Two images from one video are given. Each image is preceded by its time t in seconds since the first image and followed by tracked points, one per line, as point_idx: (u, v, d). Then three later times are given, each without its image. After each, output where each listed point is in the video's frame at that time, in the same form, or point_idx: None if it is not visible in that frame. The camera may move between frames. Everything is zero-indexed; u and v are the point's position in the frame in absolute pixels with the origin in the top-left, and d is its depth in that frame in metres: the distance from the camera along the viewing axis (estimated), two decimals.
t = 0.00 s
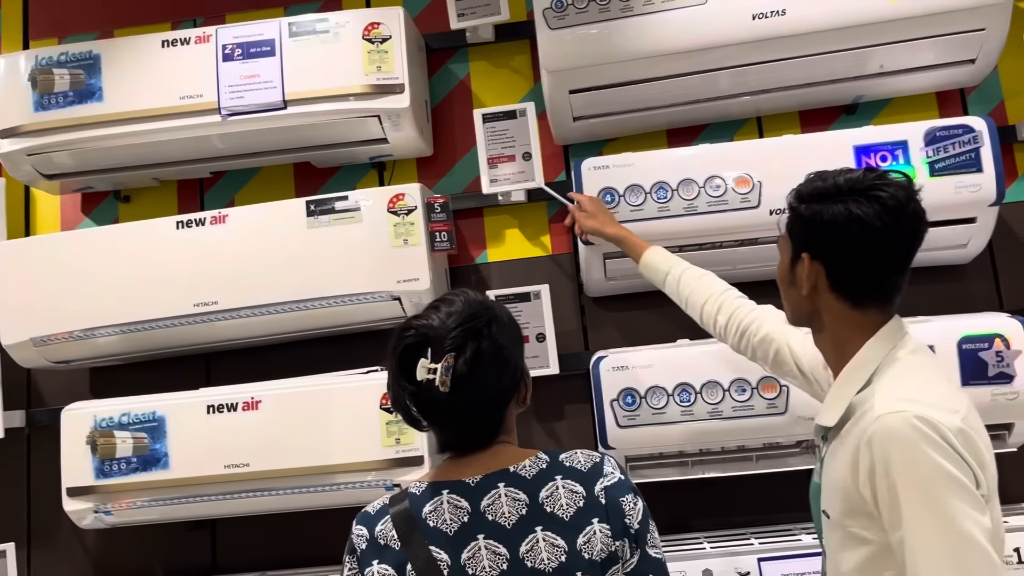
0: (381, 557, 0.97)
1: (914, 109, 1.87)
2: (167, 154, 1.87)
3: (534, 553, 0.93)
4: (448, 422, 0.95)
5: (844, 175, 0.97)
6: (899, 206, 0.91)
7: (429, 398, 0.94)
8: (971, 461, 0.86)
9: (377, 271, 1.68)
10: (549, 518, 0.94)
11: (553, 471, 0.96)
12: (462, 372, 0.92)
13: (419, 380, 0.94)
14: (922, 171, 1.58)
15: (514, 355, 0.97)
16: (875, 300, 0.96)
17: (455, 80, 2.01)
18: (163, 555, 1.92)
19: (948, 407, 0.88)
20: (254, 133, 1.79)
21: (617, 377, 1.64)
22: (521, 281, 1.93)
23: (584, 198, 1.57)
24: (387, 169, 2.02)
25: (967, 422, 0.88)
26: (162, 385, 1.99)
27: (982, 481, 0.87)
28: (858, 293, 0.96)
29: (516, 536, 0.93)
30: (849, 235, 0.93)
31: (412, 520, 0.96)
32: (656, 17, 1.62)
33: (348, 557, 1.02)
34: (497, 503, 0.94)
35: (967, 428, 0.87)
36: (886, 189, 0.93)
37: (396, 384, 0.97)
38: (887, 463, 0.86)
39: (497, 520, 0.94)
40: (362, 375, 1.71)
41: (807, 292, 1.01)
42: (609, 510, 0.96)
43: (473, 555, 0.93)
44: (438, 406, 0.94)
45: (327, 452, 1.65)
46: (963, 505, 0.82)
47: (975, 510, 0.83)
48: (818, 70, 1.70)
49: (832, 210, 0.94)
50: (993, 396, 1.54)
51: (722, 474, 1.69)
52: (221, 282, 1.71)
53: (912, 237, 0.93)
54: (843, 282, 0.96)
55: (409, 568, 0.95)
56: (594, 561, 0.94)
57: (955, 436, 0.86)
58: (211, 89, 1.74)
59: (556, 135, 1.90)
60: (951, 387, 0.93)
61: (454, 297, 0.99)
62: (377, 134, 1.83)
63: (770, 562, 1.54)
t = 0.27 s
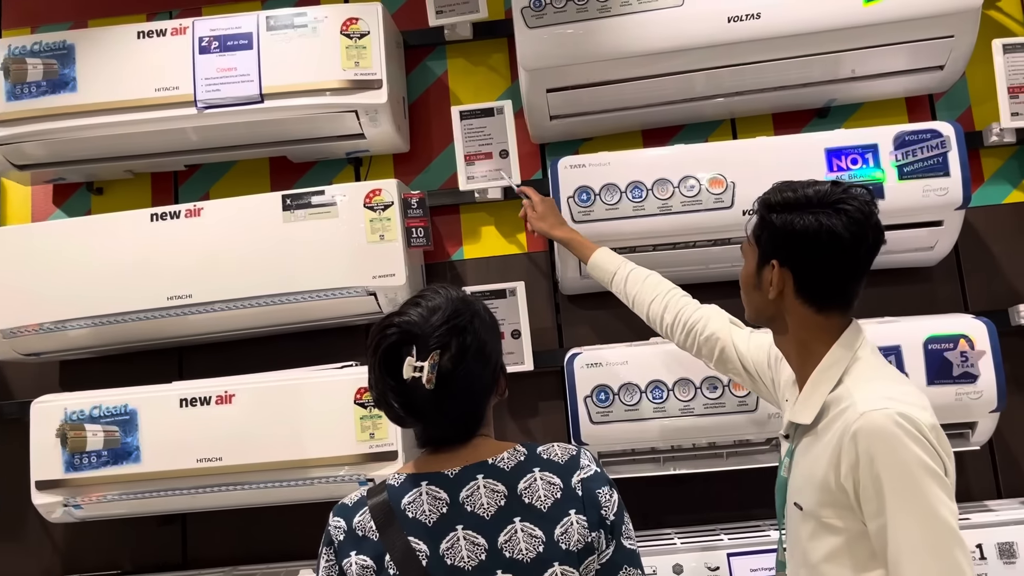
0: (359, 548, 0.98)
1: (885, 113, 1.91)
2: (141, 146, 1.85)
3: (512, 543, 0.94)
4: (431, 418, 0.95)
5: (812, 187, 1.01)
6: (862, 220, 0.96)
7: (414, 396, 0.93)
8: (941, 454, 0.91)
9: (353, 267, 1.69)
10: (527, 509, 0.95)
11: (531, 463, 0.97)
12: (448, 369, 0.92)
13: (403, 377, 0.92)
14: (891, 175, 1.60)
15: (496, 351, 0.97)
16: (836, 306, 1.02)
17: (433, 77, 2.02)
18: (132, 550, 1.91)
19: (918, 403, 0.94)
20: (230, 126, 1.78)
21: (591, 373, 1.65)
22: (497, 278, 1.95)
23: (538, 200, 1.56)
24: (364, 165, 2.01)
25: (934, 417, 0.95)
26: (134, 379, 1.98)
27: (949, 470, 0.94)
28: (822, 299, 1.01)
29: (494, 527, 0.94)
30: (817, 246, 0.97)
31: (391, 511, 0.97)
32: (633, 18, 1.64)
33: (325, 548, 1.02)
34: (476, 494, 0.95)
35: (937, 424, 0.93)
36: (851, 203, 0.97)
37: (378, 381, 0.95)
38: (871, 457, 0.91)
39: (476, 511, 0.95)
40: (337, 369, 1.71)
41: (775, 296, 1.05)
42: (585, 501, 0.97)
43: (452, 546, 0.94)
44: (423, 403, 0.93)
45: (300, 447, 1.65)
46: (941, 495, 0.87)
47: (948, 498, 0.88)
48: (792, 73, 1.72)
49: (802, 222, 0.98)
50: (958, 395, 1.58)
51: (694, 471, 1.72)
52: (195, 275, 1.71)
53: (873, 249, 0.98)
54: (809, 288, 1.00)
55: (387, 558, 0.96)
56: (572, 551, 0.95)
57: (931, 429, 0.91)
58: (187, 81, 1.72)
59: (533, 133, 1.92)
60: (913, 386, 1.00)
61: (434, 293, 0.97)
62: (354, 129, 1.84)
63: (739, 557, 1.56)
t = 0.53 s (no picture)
0: (334, 542, 0.95)
1: (860, 114, 1.93)
2: (115, 137, 1.83)
3: (489, 537, 0.93)
4: (409, 414, 0.93)
5: (790, 190, 1.01)
6: (838, 225, 0.97)
7: (392, 391, 0.91)
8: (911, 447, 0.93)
9: (329, 261, 1.68)
10: (504, 502, 0.94)
11: (508, 457, 0.96)
12: (428, 364, 0.90)
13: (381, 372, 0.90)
14: (866, 175, 1.62)
15: (475, 346, 0.95)
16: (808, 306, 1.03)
17: (412, 72, 2.01)
18: (102, 545, 1.89)
19: (887, 397, 0.96)
20: (206, 118, 1.77)
21: (567, 369, 1.66)
22: (476, 274, 1.94)
23: (508, 197, 1.61)
24: (342, 159, 2.00)
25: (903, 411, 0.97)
26: (106, 373, 1.96)
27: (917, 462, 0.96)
28: (795, 299, 1.01)
29: (470, 521, 0.93)
30: (793, 248, 0.98)
31: (367, 505, 0.95)
32: (613, 15, 1.64)
33: (299, 543, 0.98)
34: (453, 488, 0.94)
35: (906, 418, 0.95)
36: (827, 207, 0.98)
37: (354, 375, 0.93)
38: (846, 450, 0.91)
39: (453, 505, 0.94)
40: (313, 364, 1.70)
41: (747, 294, 1.05)
42: (562, 495, 0.96)
43: (428, 540, 0.93)
44: (402, 398, 0.91)
45: (275, 442, 1.64)
46: (913, 486, 0.88)
47: (918, 489, 0.89)
48: (769, 73, 1.74)
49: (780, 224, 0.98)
50: (928, 393, 1.60)
51: (669, 467, 1.72)
52: (170, 268, 1.69)
53: (846, 253, 0.99)
54: (782, 288, 1.01)
55: (364, 552, 0.94)
56: (548, 545, 0.94)
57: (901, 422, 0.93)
58: (163, 72, 1.71)
59: (512, 130, 1.92)
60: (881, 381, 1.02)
61: (413, 287, 0.95)
62: (332, 123, 1.83)
63: (713, 553, 1.56)
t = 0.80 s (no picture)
0: (314, 541, 0.95)
1: (841, 116, 1.94)
2: (96, 131, 1.82)
3: (468, 536, 0.92)
4: (391, 413, 0.92)
5: (779, 187, 1.01)
6: (823, 224, 0.98)
7: (373, 390, 0.91)
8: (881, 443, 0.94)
9: (311, 258, 1.67)
10: (484, 501, 0.93)
11: (489, 456, 0.96)
12: (409, 363, 0.89)
13: (363, 371, 0.90)
14: (847, 176, 1.63)
15: (457, 344, 0.95)
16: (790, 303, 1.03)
17: (395, 69, 2.01)
18: (80, 543, 1.88)
19: (859, 394, 0.96)
20: (187, 113, 1.76)
21: (549, 367, 1.66)
22: (459, 272, 1.94)
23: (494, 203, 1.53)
24: (325, 156, 2.00)
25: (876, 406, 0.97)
26: (85, 369, 1.94)
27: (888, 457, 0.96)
28: (777, 296, 1.02)
29: (450, 520, 0.93)
30: (778, 244, 0.98)
31: (346, 504, 0.94)
32: (597, 15, 1.64)
33: (279, 541, 0.99)
34: (433, 486, 0.93)
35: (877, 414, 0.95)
36: (814, 206, 0.98)
37: (336, 373, 0.92)
38: (814, 444, 0.92)
39: (432, 503, 0.93)
40: (294, 361, 1.69)
41: (730, 289, 1.05)
42: (542, 494, 0.95)
43: (408, 538, 0.92)
44: (383, 397, 0.91)
45: (255, 439, 1.64)
46: (880, 481, 0.89)
47: (886, 485, 0.90)
48: (752, 73, 1.74)
49: (766, 219, 0.98)
50: (907, 393, 1.61)
51: (650, 465, 1.73)
52: (149, 264, 1.68)
53: (829, 252, 1.00)
54: (765, 285, 1.01)
55: (343, 551, 0.93)
56: (528, 544, 0.93)
57: (871, 418, 0.93)
58: (144, 66, 1.69)
59: (496, 128, 1.92)
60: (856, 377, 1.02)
61: (397, 285, 0.95)
62: (316, 119, 1.82)
63: (693, 551, 1.57)
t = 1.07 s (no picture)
0: (301, 539, 0.95)
1: (831, 118, 1.95)
2: (86, 128, 1.81)
3: (456, 536, 0.93)
4: (380, 413, 0.93)
5: (781, 177, 0.99)
6: (826, 215, 0.95)
7: (363, 389, 0.91)
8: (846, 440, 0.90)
9: (301, 256, 1.67)
10: (472, 501, 0.94)
11: (478, 457, 0.96)
12: (398, 363, 0.90)
13: (353, 371, 0.90)
14: (837, 178, 1.63)
15: (448, 344, 0.95)
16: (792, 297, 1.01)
17: (388, 68, 2.01)
18: (69, 541, 1.87)
19: (827, 389, 0.93)
20: (178, 111, 1.75)
21: (540, 367, 1.66)
22: (450, 271, 1.95)
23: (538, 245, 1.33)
24: (317, 154, 2.00)
25: (850, 404, 0.93)
26: (74, 367, 1.94)
27: (861, 458, 0.92)
28: (779, 290, 0.99)
29: (438, 520, 0.93)
30: (778, 236, 0.95)
31: (334, 502, 0.95)
32: (589, 15, 1.64)
33: (267, 539, 0.99)
34: (421, 486, 0.94)
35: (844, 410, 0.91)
36: (817, 197, 0.95)
37: (327, 373, 0.93)
38: (767, 440, 0.91)
39: (420, 503, 0.93)
40: (284, 360, 1.69)
41: (731, 282, 1.03)
42: (530, 495, 0.95)
43: (395, 538, 0.93)
44: (373, 397, 0.91)
45: (245, 438, 1.63)
46: (834, 481, 0.86)
47: (842, 484, 0.87)
48: (743, 75, 1.75)
49: (767, 210, 0.96)
50: (895, 393, 1.62)
51: (639, 465, 1.74)
52: (139, 261, 1.67)
53: (834, 244, 0.97)
54: (765, 279, 0.99)
55: (331, 549, 0.93)
56: (515, 545, 0.93)
57: (834, 416, 0.90)
58: (135, 63, 1.69)
59: (488, 127, 1.92)
60: (839, 373, 0.97)
61: (387, 285, 0.95)
62: (307, 118, 1.82)
63: (682, 551, 1.57)
